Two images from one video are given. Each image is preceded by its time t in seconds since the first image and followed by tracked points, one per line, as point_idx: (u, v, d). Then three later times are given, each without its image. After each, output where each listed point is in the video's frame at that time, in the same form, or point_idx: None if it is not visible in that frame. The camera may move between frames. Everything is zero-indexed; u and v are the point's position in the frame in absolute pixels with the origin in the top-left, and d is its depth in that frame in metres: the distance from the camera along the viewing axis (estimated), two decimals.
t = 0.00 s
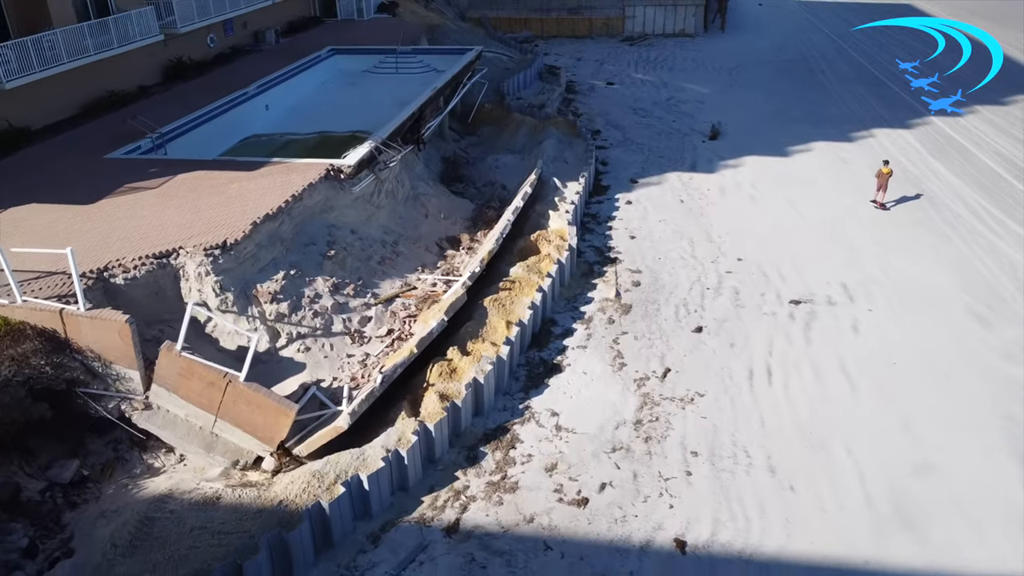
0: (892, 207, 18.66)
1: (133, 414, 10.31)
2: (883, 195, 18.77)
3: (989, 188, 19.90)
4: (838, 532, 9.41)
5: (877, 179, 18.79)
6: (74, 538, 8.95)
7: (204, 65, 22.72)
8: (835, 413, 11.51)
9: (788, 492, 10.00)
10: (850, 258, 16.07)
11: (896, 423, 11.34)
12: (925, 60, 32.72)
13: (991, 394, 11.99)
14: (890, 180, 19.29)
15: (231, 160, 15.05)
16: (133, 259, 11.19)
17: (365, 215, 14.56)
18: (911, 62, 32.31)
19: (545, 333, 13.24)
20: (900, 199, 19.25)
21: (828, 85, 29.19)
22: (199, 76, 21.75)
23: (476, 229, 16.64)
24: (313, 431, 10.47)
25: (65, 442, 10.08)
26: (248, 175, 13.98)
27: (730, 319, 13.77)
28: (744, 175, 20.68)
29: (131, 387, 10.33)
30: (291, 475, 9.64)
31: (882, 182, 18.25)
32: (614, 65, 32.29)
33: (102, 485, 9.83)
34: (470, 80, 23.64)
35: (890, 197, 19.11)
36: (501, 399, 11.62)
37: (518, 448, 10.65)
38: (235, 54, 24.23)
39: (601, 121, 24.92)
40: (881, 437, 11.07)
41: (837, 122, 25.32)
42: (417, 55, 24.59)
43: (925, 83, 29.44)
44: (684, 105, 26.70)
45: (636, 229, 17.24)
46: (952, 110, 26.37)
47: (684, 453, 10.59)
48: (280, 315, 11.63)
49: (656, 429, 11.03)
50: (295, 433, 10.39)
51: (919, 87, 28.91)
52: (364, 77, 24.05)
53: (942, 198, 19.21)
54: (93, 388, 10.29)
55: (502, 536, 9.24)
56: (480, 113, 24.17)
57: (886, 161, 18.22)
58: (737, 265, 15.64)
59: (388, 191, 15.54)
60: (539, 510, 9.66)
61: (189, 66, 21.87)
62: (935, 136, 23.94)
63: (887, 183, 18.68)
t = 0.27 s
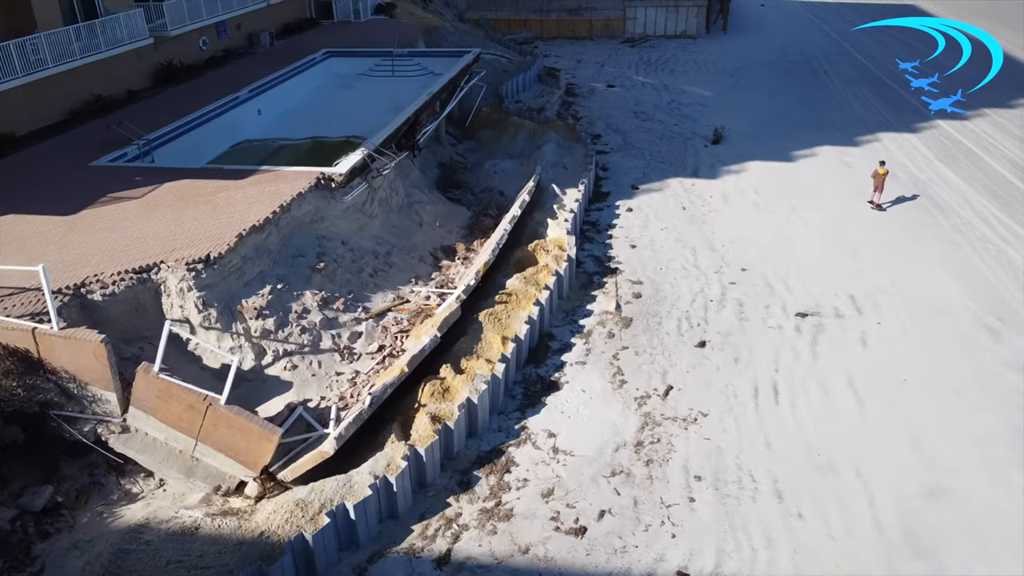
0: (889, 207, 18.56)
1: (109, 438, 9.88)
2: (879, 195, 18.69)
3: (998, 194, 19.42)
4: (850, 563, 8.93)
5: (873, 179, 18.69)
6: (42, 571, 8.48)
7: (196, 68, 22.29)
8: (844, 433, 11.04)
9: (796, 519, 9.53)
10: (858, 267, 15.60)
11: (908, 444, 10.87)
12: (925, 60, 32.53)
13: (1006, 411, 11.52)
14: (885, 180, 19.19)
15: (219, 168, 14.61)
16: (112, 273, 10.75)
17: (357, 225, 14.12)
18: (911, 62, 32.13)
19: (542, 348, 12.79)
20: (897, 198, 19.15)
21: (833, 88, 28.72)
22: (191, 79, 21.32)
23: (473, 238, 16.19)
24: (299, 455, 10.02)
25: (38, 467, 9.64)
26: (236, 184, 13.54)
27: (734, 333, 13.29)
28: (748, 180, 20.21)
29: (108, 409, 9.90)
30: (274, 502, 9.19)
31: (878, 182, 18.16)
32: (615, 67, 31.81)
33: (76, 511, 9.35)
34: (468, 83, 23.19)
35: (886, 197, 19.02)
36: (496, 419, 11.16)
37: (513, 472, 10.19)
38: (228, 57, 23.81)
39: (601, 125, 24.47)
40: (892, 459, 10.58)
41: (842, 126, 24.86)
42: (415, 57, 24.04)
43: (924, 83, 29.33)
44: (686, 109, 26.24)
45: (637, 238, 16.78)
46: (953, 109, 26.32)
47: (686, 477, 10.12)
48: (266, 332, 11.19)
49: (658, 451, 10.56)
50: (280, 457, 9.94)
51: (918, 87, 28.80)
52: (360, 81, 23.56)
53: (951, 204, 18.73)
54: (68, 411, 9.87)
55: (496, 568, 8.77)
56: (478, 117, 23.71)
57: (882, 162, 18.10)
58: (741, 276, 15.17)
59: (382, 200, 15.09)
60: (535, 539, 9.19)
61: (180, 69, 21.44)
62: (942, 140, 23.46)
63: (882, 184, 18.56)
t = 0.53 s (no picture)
0: (882, 205, 18.57)
1: (84, 458, 9.53)
2: (872, 195, 18.73)
3: (1004, 199, 19.00)
4: None
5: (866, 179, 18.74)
6: None
7: (187, 70, 21.88)
8: (848, 451, 10.64)
9: (798, 545, 9.13)
10: (861, 276, 15.20)
11: (915, 463, 10.47)
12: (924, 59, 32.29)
13: (1016, 428, 11.12)
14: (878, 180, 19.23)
15: (205, 174, 14.22)
16: (88, 285, 10.37)
17: (346, 233, 13.72)
18: (910, 61, 31.89)
19: (535, 361, 12.39)
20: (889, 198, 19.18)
21: (834, 90, 28.32)
22: (180, 82, 20.93)
23: (466, 245, 15.78)
24: (281, 476, 9.62)
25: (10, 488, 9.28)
26: (221, 191, 13.14)
27: (734, 345, 12.88)
28: (748, 185, 19.81)
29: (82, 428, 9.57)
30: (252, 527, 8.77)
31: (870, 181, 18.16)
32: (613, 68, 31.41)
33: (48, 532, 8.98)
34: (463, 85, 22.79)
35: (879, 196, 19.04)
36: (487, 436, 10.76)
37: (504, 493, 9.78)
38: (220, 58, 23.41)
39: (599, 128, 24.07)
40: (899, 480, 10.18)
41: (844, 128, 24.46)
42: (409, 60, 23.68)
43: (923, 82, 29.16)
44: (685, 111, 25.84)
45: (635, 245, 16.38)
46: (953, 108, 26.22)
47: (684, 499, 9.72)
48: (248, 345, 10.79)
49: (654, 471, 10.16)
50: (261, 480, 9.56)
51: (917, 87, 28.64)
52: (353, 83, 23.19)
53: (956, 210, 18.32)
54: (42, 430, 9.53)
55: None
56: (474, 120, 23.29)
57: (874, 160, 18.17)
58: (741, 285, 14.77)
59: (372, 206, 14.69)
60: (526, 565, 8.79)
61: (169, 71, 21.05)
62: (946, 143, 23.05)
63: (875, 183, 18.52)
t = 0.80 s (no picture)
0: (874, 205, 18.55)
1: (53, 485, 9.07)
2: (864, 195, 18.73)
3: (1010, 206, 18.60)
4: None
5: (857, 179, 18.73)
6: None
7: (176, 73, 21.45)
8: (852, 474, 10.23)
9: None
10: (864, 286, 14.78)
11: (922, 486, 10.06)
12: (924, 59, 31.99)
13: None
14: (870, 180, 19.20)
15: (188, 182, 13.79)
16: (60, 302, 9.96)
17: (333, 243, 13.29)
18: (909, 61, 31.59)
19: (528, 377, 11.96)
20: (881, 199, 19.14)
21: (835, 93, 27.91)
22: (169, 85, 20.50)
23: (459, 255, 15.36)
24: (259, 503, 9.19)
25: None
26: (204, 201, 12.71)
27: (733, 360, 12.46)
28: (749, 191, 19.39)
29: (51, 453, 9.13)
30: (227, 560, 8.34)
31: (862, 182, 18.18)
32: (612, 70, 30.99)
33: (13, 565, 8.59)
34: (458, 88, 22.36)
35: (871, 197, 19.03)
36: (476, 459, 10.33)
37: (493, 520, 9.36)
38: (210, 61, 22.98)
39: (597, 132, 23.66)
40: (906, 505, 9.76)
41: (845, 132, 24.04)
42: (402, 62, 23.25)
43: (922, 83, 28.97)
44: (684, 114, 25.43)
45: (632, 254, 15.95)
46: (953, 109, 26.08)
47: (682, 526, 9.30)
48: (227, 364, 10.35)
49: (650, 496, 9.74)
50: (238, 506, 9.12)
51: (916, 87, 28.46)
52: (346, 86, 22.76)
53: (961, 217, 17.90)
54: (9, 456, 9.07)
55: None
56: (468, 123, 22.84)
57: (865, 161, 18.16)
58: (741, 297, 14.34)
59: (361, 216, 14.27)
60: None
61: (157, 74, 20.62)
62: (949, 147, 22.64)
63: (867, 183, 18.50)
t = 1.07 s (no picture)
0: (867, 208, 18.44)
1: (15, 521, 8.59)
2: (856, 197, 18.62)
3: (1017, 215, 18.10)
4: None
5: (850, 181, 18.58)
6: None
7: (163, 78, 20.94)
8: (860, 505, 9.74)
9: None
10: (869, 301, 14.29)
11: (934, 518, 9.57)
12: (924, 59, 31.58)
13: None
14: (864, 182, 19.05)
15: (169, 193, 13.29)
16: (27, 324, 9.46)
17: (319, 258, 12.79)
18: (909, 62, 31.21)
19: (520, 400, 11.47)
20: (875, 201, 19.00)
21: (837, 97, 27.43)
22: (155, 90, 19.98)
23: (451, 267, 14.85)
24: (234, 540, 8.70)
25: None
26: (184, 214, 12.20)
27: (735, 381, 11.96)
28: (750, 199, 18.89)
29: (13, 488, 8.70)
30: None
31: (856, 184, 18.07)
32: (609, 74, 30.51)
33: None
34: (452, 93, 21.85)
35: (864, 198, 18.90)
36: (465, 489, 9.84)
37: (482, 557, 8.86)
38: (199, 64, 22.47)
39: (594, 137, 23.16)
40: (918, 539, 9.28)
41: (848, 137, 23.56)
42: (395, 66, 22.75)
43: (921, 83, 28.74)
44: (683, 119, 24.94)
45: (630, 267, 15.45)
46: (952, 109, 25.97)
47: (681, 564, 8.81)
48: (204, 389, 9.83)
49: (648, 530, 9.24)
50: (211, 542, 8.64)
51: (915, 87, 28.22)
52: (337, 91, 22.25)
53: (968, 227, 17.41)
54: None
55: None
56: (463, 129, 22.33)
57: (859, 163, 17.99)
58: (743, 312, 13.85)
59: (349, 229, 13.77)
60: None
61: (144, 78, 20.11)
62: (954, 154, 22.15)
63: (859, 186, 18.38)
